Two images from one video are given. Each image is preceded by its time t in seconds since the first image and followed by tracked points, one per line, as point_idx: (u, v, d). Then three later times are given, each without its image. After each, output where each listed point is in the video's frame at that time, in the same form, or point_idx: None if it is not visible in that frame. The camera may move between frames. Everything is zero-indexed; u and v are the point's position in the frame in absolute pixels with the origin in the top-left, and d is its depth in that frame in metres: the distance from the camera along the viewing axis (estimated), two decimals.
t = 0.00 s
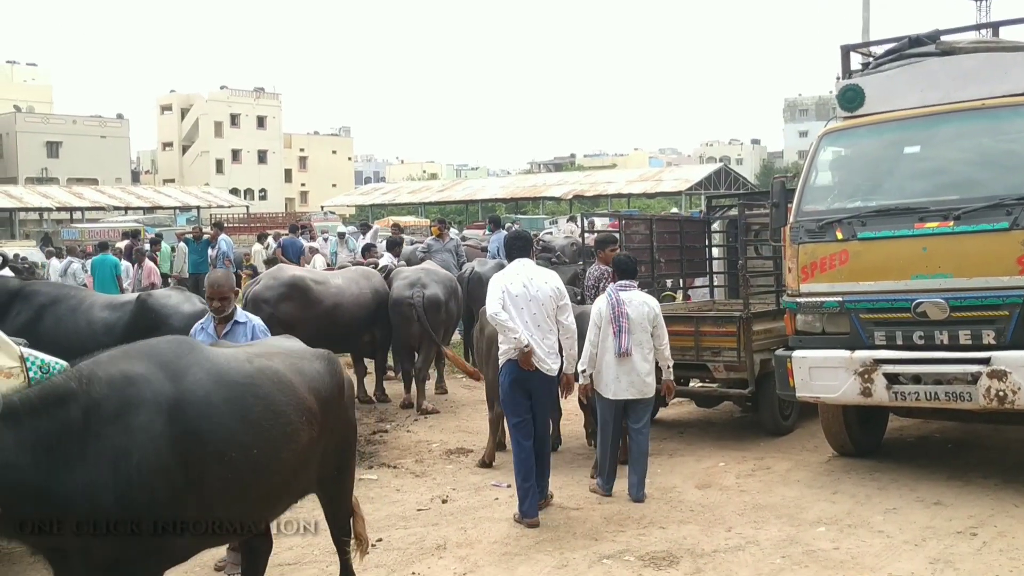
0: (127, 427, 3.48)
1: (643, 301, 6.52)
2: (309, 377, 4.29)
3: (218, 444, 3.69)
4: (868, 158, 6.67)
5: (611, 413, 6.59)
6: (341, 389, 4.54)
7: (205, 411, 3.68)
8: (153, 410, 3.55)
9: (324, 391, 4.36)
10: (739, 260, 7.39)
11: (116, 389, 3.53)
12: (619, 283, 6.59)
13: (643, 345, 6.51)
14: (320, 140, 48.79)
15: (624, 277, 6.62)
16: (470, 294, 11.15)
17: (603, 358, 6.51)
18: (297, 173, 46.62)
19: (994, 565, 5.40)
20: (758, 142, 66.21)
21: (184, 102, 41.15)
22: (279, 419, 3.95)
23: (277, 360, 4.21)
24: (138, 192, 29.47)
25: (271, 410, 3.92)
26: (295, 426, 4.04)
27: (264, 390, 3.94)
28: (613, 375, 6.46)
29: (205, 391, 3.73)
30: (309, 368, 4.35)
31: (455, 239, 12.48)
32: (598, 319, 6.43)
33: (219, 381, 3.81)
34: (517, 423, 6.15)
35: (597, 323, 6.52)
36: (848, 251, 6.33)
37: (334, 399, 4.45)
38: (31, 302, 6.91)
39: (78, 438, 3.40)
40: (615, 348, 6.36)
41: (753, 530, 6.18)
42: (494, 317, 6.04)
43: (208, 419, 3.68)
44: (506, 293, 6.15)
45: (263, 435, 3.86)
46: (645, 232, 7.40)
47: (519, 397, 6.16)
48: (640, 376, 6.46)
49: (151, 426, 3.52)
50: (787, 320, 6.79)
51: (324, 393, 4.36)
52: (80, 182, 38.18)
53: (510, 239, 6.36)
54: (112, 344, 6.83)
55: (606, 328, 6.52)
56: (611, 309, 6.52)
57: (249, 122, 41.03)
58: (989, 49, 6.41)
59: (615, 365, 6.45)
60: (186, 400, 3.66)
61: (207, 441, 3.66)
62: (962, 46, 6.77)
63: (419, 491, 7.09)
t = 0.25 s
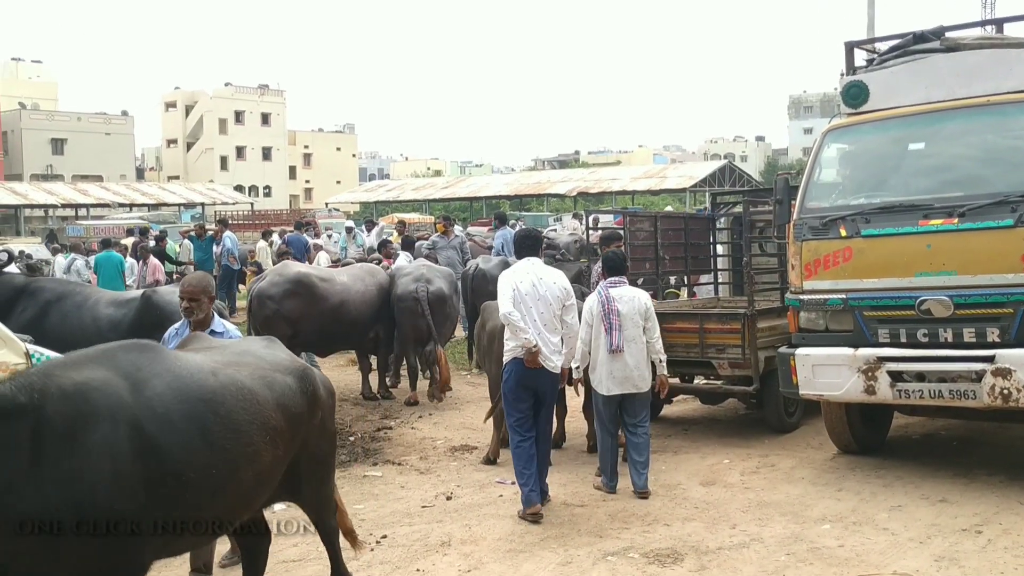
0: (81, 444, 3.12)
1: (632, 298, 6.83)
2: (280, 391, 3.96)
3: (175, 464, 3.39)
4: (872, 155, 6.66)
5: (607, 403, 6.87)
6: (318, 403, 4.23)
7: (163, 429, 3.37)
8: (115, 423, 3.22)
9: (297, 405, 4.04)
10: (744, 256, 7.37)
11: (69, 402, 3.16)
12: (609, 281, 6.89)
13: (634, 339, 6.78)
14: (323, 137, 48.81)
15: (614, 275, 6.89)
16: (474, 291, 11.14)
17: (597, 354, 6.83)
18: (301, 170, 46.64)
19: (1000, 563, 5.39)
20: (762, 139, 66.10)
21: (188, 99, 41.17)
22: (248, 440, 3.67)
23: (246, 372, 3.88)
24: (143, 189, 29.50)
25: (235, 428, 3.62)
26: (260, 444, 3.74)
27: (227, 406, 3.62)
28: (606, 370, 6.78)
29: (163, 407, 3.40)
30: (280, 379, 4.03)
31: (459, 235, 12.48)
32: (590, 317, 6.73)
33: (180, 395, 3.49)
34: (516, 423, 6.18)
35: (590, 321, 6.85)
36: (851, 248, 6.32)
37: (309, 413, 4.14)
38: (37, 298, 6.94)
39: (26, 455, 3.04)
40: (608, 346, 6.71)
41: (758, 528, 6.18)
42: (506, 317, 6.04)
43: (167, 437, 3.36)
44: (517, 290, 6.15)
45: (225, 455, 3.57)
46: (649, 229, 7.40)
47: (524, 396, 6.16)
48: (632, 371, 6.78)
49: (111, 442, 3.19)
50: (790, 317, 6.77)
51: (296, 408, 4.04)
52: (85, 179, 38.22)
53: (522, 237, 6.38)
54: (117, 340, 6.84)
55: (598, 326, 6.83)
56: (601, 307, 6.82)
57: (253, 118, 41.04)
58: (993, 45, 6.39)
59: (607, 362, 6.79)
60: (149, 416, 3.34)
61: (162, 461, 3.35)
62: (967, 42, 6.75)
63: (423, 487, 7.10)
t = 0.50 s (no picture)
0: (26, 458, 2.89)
1: (631, 293, 6.84)
2: (244, 387, 3.64)
3: (132, 471, 3.12)
4: (874, 151, 6.65)
5: (610, 400, 6.88)
6: (292, 397, 3.89)
7: (116, 435, 3.09)
8: (63, 435, 2.95)
9: (265, 401, 3.72)
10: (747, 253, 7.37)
11: (13, 415, 2.90)
12: (609, 278, 6.89)
13: (636, 335, 6.80)
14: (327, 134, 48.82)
15: (614, 272, 6.90)
16: (478, 288, 11.14)
17: (599, 351, 6.86)
18: (304, 168, 46.68)
19: (1004, 560, 5.39)
20: (758, 137, 66.26)
21: (192, 97, 41.21)
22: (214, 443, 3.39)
23: (206, 369, 3.57)
24: (147, 186, 29.53)
25: (195, 428, 3.32)
26: (225, 443, 3.44)
27: (185, 405, 3.32)
28: (607, 367, 6.80)
29: (120, 411, 3.12)
30: (250, 375, 3.72)
31: (463, 233, 12.47)
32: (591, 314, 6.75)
33: (139, 397, 3.21)
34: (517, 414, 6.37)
35: (591, 318, 6.88)
36: (853, 245, 6.31)
37: (282, 408, 3.82)
38: (41, 295, 6.93)
39: None
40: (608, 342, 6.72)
41: (761, 525, 6.18)
42: (510, 307, 6.10)
43: (125, 444, 3.10)
44: (526, 284, 6.23)
45: (191, 459, 3.30)
46: (652, 226, 7.39)
47: (526, 390, 6.32)
48: (633, 368, 6.79)
49: (59, 454, 2.93)
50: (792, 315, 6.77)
51: (264, 404, 3.72)
52: (89, 176, 38.28)
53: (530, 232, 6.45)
54: (121, 337, 6.85)
55: (599, 323, 6.86)
56: (602, 304, 6.84)
57: (257, 116, 41.07)
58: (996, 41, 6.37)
59: (608, 358, 6.80)
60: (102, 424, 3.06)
61: (116, 469, 3.08)
62: (970, 38, 6.72)
63: (426, 484, 7.10)
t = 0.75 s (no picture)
0: None
1: (652, 286, 6.81)
2: (216, 384, 3.10)
3: (87, 483, 2.63)
4: (884, 139, 6.61)
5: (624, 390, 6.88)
6: (273, 391, 3.35)
7: (66, 443, 2.58)
8: None
9: (240, 399, 3.17)
10: (759, 243, 7.34)
11: None
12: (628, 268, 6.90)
13: (651, 327, 6.79)
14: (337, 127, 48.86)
15: (631, 262, 6.90)
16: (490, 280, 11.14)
17: (614, 341, 6.86)
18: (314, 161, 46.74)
19: (1019, 549, 5.37)
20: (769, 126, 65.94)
21: (202, 91, 41.27)
22: (181, 448, 2.87)
23: (168, 366, 3.03)
24: (159, 181, 29.62)
25: (160, 431, 2.81)
26: (195, 444, 2.92)
27: (151, 403, 2.81)
28: (622, 358, 6.79)
29: (69, 414, 2.60)
30: (223, 370, 3.16)
31: (475, 225, 12.46)
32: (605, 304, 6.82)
33: (94, 397, 2.69)
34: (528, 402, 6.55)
35: (607, 307, 6.90)
36: (862, 234, 6.29)
37: (262, 404, 3.28)
38: (56, 291, 6.99)
39: None
40: (626, 331, 6.72)
41: (775, 515, 6.17)
42: (523, 300, 6.25)
43: (77, 453, 2.60)
44: (536, 275, 6.37)
45: (156, 465, 2.79)
46: (664, 217, 7.37)
47: (536, 379, 6.48)
48: (648, 359, 6.78)
49: None
50: (800, 305, 6.74)
51: (240, 402, 3.17)
52: (102, 171, 38.43)
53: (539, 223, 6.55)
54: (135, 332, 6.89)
55: (615, 312, 6.86)
56: (619, 294, 6.84)
57: (267, 110, 41.12)
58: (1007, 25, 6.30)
59: (623, 348, 6.79)
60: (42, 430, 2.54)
61: (69, 488, 2.59)
62: (981, 22, 6.65)
63: (439, 476, 7.13)
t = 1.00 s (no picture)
0: None
1: (624, 288, 6.80)
2: (145, 398, 3.07)
3: None
4: (847, 141, 6.69)
5: (596, 391, 6.90)
6: (209, 399, 3.30)
7: None
8: None
9: (172, 411, 3.13)
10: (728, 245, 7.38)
11: None
12: (602, 270, 6.88)
13: (623, 329, 6.78)
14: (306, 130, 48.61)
15: (606, 264, 6.89)
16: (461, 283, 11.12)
17: (587, 342, 6.85)
18: (284, 164, 46.45)
19: (983, 546, 5.44)
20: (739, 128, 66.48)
21: (169, 93, 40.86)
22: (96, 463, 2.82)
23: (96, 383, 3.00)
24: (124, 184, 29.27)
25: (74, 452, 2.77)
26: (114, 464, 2.88)
27: (63, 421, 2.78)
28: (593, 358, 6.79)
29: None
30: (151, 383, 3.13)
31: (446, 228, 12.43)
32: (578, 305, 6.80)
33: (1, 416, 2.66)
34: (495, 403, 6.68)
35: (581, 308, 6.89)
36: (826, 236, 6.38)
37: (197, 415, 3.22)
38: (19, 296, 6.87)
39: None
40: (597, 332, 6.72)
41: (744, 515, 6.21)
42: (490, 303, 6.37)
43: None
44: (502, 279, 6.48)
45: (68, 486, 2.74)
46: (633, 219, 7.40)
47: (501, 380, 6.63)
48: (620, 360, 6.77)
49: None
50: (765, 306, 6.81)
51: (172, 414, 3.13)
52: (67, 175, 37.91)
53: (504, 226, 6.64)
54: (101, 337, 6.81)
55: (588, 313, 6.86)
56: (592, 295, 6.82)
57: (235, 112, 40.81)
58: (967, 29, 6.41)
59: (595, 349, 6.79)
60: None
61: None
62: (941, 25, 6.76)
63: (410, 480, 7.10)
